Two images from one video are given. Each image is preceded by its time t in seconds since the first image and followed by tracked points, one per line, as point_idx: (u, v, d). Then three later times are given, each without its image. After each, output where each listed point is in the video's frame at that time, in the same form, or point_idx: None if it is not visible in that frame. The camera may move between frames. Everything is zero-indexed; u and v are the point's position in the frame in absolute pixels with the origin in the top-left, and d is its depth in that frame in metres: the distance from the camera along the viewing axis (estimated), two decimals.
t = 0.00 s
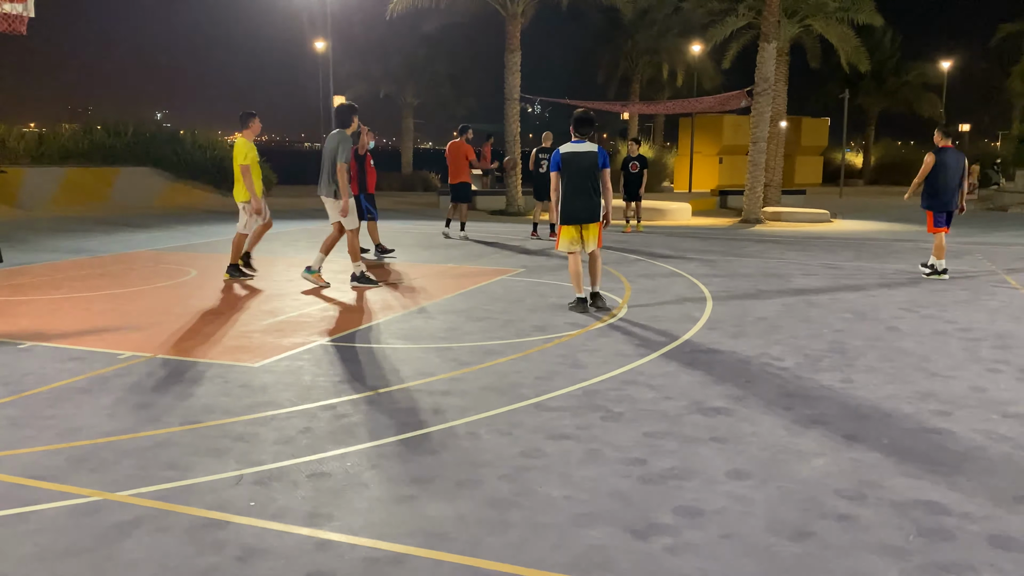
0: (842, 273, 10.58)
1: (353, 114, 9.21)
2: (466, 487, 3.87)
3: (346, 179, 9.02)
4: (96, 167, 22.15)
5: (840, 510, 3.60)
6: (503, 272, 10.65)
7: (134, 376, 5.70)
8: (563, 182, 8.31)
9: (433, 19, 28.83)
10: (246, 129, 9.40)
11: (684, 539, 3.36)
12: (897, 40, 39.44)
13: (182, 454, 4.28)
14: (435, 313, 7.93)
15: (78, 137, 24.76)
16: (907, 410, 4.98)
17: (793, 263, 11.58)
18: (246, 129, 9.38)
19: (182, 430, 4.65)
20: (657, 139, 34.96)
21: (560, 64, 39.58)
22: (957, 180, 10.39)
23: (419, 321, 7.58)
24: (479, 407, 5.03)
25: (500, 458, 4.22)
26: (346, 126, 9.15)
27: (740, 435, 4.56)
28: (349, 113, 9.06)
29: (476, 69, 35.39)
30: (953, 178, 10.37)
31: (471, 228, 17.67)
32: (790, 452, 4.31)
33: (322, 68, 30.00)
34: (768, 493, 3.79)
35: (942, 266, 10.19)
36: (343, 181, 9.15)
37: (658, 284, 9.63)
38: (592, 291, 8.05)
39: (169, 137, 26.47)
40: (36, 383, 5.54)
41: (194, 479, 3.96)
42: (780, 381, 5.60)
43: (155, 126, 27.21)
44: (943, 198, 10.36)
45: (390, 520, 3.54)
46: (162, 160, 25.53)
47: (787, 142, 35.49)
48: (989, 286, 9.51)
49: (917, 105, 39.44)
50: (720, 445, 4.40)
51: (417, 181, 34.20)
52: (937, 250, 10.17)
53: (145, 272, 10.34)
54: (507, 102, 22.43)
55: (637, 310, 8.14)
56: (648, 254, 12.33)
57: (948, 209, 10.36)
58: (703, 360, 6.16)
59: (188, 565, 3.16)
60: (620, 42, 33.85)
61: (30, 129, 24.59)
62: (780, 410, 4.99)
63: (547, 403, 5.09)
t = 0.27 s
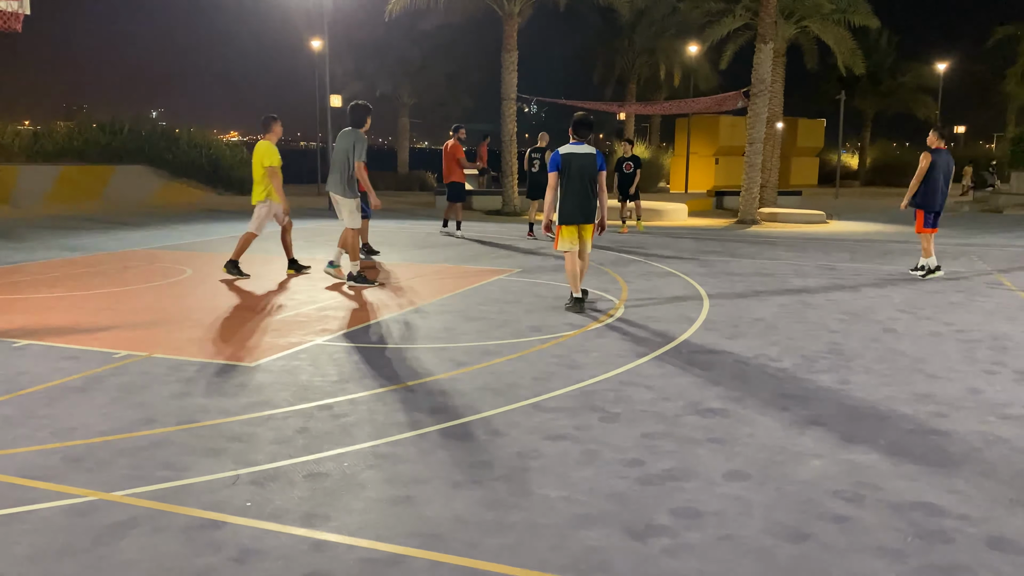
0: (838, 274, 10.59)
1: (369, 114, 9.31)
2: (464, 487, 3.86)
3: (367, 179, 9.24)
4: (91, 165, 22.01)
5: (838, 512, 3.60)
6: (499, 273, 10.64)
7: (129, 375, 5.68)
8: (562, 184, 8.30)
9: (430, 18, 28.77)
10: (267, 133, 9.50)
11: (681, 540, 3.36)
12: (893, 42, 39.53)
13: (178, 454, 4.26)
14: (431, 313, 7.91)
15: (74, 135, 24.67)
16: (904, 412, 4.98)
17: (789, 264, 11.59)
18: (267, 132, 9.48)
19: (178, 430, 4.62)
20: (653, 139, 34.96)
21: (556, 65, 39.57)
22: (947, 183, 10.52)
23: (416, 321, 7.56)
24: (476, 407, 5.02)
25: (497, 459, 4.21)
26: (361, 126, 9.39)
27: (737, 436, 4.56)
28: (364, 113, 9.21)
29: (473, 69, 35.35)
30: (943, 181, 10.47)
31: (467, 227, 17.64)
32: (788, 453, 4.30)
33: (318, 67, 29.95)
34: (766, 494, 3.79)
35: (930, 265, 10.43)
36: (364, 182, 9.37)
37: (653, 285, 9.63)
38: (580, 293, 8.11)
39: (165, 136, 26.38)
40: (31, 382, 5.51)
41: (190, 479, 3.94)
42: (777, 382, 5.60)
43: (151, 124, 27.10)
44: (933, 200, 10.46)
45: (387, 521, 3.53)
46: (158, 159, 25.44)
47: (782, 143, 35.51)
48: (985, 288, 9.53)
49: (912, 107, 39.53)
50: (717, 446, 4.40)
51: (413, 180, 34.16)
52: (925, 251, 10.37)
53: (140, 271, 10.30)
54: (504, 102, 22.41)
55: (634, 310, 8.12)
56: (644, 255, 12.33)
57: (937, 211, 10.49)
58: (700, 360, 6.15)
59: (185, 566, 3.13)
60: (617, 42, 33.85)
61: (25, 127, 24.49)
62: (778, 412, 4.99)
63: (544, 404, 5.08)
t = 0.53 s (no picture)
0: (837, 275, 10.60)
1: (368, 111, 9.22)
2: (463, 488, 3.87)
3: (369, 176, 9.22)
4: (89, 163, 21.98)
5: (836, 515, 3.61)
6: (498, 273, 10.65)
7: (128, 375, 5.68)
8: (562, 181, 8.28)
9: (429, 18, 28.80)
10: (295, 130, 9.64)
11: (681, 543, 3.36)
12: (891, 44, 39.60)
13: (177, 453, 4.26)
14: (430, 314, 7.91)
15: (72, 133, 24.67)
16: (902, 414, 4.99)
17: (788, 265, 11.60)
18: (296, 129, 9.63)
19: (177, 429, 4.63)
20: (652, 140, 34.98)
21: (555, 65, 39.61)
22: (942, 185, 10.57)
23: (415, 321, 7.57)
24: (475, 408, 5.03)
25: (497, 460, 4.21)
26: (362, 125, 9.36)
27: (736, 438, 4.56)
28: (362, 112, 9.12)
29: (471, 69, 35.36)
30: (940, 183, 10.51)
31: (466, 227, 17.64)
32: (787, 455, 4.31)
33: (317, 66, 29.98)
34: (766, 496, 3.79)
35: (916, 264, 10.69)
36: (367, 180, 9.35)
37: (652, 285, 9.63)
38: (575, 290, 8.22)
39: (163, 135, 26.37)
40: (30, 380, 5.51)
41: (189, 480, 3.94)
42: (775, 384, 5.60)
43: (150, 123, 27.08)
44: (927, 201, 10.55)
45: (387, 522, 3.53)
46: (156, 157, 25.44)
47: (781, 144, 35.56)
48: (983, 290, 9.55)
49: (910, 109, 39.60)
50: (716, 447, 4.40)
51: (411, 180, 34.16)
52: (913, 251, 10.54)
53: (139, 270, 10.29)
54: (502, 102, 22.42)
55: (633, 311, 8.13)
56: (643, 255, 12.34)
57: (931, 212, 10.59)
58: (699, 362, 6.16)
59: (184, 566, 3.14)
60: (615, 43, 33.86)
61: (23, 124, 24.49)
62: (777, 413, 4.99)
63: (543, 405, 5.09)
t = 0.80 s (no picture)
0: (837, 276, 10.58)
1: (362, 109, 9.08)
2: (461, 489, 3.85)
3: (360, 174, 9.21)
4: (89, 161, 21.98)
5: (836, 516, 3.59)
6: (497, 274, 10.63)
7: (125, 374, 5.66)
8: (561, 179, 8.34)
9: (428, 18, 28.77)
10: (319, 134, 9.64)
11: (681, 543, 3.34)
12: (891, 45, 39.59)
13: (174, 453, 4.24)
14: (429, 314, 7.90)
15: (71, 132, 24.65)
16: (902, 415, 4.97)
17: (788, 266, 11.59)
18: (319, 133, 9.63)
19: (174, 429, 4.61)
20: (652, 140, 34.97)
21: (554, 64, 39.60)
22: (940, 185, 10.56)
23: (414, 321, 7.55)
24: (474, 409, 5.01)
25: (495, 461, 4.19)
26: (357, 123, 9.25)
27: (735, 439, 4.55)
28: (358, 112, 9.00)
29: (471, 69, 35.35)
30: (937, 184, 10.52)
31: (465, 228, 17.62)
32: (786, 457, 4.30)
33: (316, 65, 29.97)
34: (765, 497, 3.78)
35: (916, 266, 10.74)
36: (359, 177, 9.34)
37: (652, 286, 9.61)
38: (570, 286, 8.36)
39: (162, 134, 26.33)
40: (26, 379, 5.49)
41: (186, 480, 3.92)
42: (775, 386, 5.59)
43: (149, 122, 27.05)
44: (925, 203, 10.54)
45: (384, 523, 3.51)
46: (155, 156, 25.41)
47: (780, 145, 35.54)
48: (983, 292, 9.54)
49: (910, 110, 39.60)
50: (715, 449, 4.39)
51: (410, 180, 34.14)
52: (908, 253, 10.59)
53: (137, 269, 10.27)
54: (502, 103, 22.39)
55: (632, 311, 8.12)
56: (642, 256, 12.33)
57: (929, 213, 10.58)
58: (698, 363, 6.14)
59: (180, 566, 3.12)
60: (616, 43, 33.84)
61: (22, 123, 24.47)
62: (776, 415, 4.97)
63: (542, 405, 5.07)
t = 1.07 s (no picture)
0: (837, 277, 10.58)
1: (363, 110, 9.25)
2: (461, 488, 3.85)
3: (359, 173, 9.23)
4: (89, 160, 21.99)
5: (836, 517, 3.59)
6: (497, 273, 10.64)
7: (125, 372, 5.66)
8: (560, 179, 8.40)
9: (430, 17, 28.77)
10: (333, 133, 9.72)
11: (681, 544, 3.34)
12: (892, 46, 39.57)
13: (174, 452, 4.24)
14: (429, 314, 7.89)
15: (72, 131, 24.65)
16: (902, 416, 4.97)
17: (788, 266, 11.58)
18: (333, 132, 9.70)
19: (174, 427, 4.61)
20: (652, 140, 34.96)
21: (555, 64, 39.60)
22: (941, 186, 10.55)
23: (414, 320, 7.56)
24: (474, 408, 5.01)
25: (495, 460, 4.19)
26: (357, 123, 9.33)
27: (735, 439, 4.54)
28: (357, 111, 9.16)
29: (472, 69, 35.35)
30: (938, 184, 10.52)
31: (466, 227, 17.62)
32: (786, 457, 4.30)
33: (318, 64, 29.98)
34: (765, 498, 3.78)
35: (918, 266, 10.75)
36: (359, 177, 9.35)
37: (652, 286, 9.61)
38: (571, 286, 8.52)
39: (163, 134, 26.32)
40: (27, 378, 5.49)
41: (186, 479, 3.92)
42: (775, 386, 5.58)
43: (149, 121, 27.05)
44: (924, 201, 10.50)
45: (384, 522, 3.51)
46: (156, 155, 25.41)
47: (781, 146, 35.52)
48: (983, 292, 9.53)
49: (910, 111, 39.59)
50: (715, 449, 4.39)
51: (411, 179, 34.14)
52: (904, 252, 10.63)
53: (137, 268, 10.27)
54: (503, 102, 22.39)
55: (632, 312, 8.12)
56: (642, 256, 12.33)
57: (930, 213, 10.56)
58: (698, 363, 6.14)
59: (180, 566, 3.11)
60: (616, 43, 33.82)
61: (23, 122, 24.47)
62: (776, 415, 4.97)
63: (542, 405, 5.07)
